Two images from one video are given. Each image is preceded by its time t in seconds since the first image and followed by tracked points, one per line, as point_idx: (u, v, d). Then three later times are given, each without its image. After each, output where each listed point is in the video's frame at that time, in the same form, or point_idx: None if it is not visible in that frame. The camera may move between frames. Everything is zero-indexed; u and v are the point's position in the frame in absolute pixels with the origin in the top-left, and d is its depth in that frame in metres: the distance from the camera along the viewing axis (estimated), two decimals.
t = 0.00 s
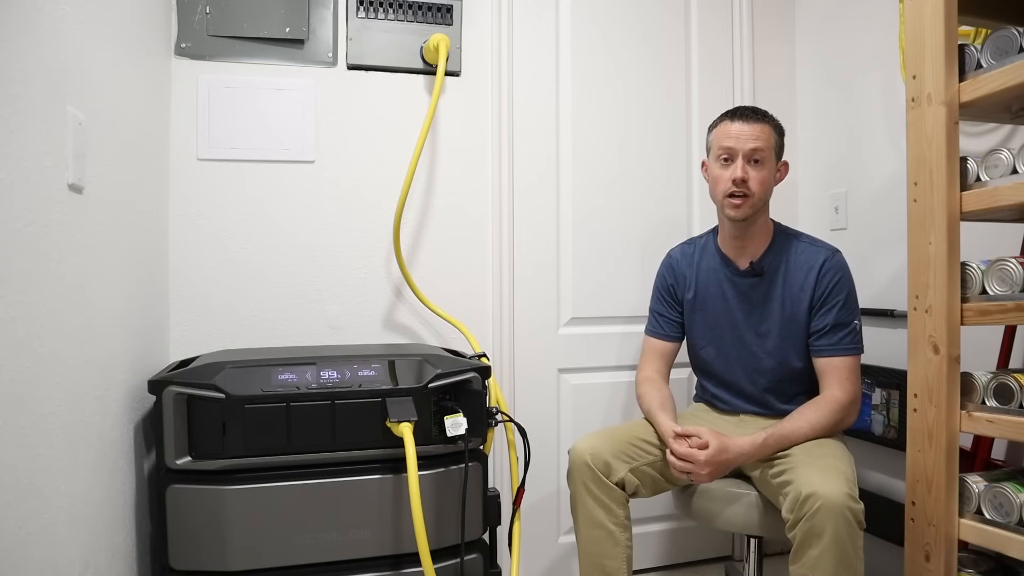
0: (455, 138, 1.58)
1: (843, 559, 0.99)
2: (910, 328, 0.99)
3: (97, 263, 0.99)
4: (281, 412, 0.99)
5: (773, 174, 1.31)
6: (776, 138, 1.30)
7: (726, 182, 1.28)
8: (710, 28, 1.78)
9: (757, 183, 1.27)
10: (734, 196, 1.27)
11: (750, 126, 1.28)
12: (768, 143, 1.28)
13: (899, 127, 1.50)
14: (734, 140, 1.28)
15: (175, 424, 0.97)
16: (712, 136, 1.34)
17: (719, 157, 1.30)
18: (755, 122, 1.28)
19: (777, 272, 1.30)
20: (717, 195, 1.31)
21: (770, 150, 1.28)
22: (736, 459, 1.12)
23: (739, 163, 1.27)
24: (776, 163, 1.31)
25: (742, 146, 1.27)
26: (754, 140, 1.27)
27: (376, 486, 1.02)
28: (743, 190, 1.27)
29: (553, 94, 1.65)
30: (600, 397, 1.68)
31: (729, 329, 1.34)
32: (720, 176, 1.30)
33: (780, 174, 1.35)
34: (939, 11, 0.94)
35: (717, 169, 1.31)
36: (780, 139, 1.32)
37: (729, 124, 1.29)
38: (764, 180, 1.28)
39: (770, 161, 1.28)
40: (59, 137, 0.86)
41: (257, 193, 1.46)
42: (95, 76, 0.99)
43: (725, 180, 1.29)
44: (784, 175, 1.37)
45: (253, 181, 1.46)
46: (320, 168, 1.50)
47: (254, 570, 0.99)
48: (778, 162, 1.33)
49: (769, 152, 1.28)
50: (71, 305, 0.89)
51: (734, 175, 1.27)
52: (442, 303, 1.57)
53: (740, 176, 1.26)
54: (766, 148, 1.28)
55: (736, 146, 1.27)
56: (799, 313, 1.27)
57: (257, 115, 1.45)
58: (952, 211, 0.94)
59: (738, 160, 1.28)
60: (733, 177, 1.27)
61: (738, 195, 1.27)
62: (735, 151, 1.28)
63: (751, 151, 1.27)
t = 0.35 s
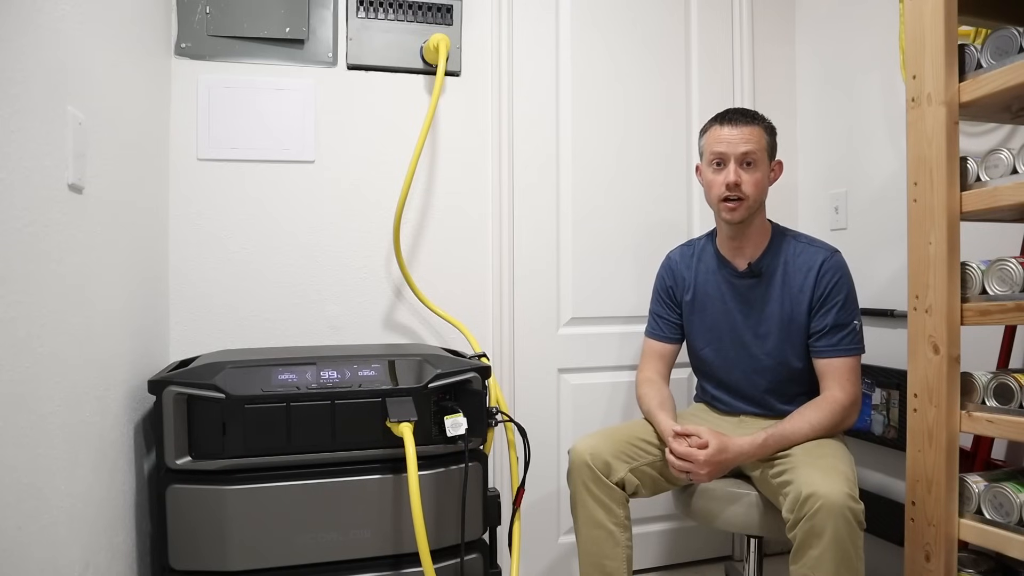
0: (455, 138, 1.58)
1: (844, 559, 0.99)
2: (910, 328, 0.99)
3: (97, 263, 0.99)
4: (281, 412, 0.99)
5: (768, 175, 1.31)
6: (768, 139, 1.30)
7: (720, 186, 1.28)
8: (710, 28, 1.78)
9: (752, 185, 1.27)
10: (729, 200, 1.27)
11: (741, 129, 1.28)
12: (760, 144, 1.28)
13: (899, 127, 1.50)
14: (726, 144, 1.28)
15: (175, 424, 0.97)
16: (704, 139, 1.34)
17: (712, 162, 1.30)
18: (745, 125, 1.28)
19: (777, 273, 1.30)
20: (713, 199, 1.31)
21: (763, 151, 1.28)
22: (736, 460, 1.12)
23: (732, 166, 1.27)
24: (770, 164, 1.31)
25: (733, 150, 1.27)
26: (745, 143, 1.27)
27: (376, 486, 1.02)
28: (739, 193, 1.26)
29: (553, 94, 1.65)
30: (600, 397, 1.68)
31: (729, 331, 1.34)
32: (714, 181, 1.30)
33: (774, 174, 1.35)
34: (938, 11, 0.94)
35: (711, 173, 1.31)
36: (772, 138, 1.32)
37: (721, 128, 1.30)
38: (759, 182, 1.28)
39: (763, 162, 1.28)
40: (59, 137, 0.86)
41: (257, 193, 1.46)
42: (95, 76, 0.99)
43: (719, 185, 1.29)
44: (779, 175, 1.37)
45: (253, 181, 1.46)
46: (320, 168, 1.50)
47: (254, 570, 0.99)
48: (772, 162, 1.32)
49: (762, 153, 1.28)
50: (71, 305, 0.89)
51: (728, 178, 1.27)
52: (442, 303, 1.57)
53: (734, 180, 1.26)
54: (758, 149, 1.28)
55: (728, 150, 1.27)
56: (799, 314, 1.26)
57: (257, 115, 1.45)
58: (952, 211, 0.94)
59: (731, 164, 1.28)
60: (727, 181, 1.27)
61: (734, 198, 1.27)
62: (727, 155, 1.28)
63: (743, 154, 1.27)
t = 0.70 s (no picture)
0: (455, 138, 1.58)
1: (843, 559, 0.99)
2: (910, 328, 0.99)
3: (97, 263, 0.99)
4: (281, 412, 0.99)
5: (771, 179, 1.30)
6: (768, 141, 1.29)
7: (729, 193, 1.27)
8: (710, 28, 1.78)
9: (759, 190, 1.26)
10: (738, 207, 1.26)
11: (747, 134, 1.27)
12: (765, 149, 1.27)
13: (899, 127, 1.50)
14: (733, 149, 1.26)
15: (175, 424, 0.97)
16: (706, 145, 1.33)
17: (718, 168, 1.29)
18: (750, 130, 1.27)
19: (778, 272, 1.30)
20: (720, 205, 1.30)
21: (767, 156, 1.28)
22: (735, 460, 1.12)
23: (740, 173, 1.26)
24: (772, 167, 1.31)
25: (740, 156, 1.26)
26: (752, 149, 1.26)
27: (376, 486, 1.02)
28: (748, 200, 1.26)
29: (553, 94, 1.65)
30: (600, 397, 1.68)
31: (730, 330, 1.34)
32: (722, 187, 1.28)
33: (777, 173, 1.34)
34: (938, 11, 0.94)
35: (717, 179, 1.30)
36: (773, 137, 1.31)
37: (724, 134, 1.28)
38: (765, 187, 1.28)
39: (768, 166, 1.28)
40: (59, 137, 0.86)
41: (257, 193, 1.46)
42: (95, 76, 0.99)
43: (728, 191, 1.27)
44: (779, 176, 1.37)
45: (253, 181, 1.46)
46: (320, 168, 1.50)
47: (254, 570, 0.99)
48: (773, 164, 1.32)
49: (767, 158, 1.28)
50: (71, 305, 0.89)
51: (738, 185, 1.26)
52: (442, 303, 1.57)
53: (744, 186, 1.25)
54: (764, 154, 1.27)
55: (735, 156, 1.26)
56: (799, 313, 1.26)
57: (257, 115, 1.45)
58: (952, 211, 0.94)
59: (738, 170, 1.27)
60: (737, 188, 1.26)
61: (743, 205, 1.26)
62: (736, 161, 1.26)
63: (751, 160, 1.26)
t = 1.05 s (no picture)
0: (455, 138, 1.58)
1: (843, 559, 0.99)
2: (910, 328, 0.99)
3: (97, 263, 0.99)
4: (281, 412, 0.99)
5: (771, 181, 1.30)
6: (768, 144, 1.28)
7: (730, 196, 1.27)
8: (710, 28, 1.78)
9: (759, 194, 1.26)
10: (738, 209, 1.26)
11: (748, 136, 1.26)
12: (766, 153, 1.27)
13: (899, 127, 1.50)
14: (734, 152, 1.26)
15: (175, 424, 0.97)
16: (707, 146, 1.33)
17: (719, 170, 1.29)
18: (751, 133, 1.27)
19: (779, 273, 1.30)
20: (721, 207, 1.30)
21: (767, 159, 1.28)
22: (735, 460, 1.12)
23: (740, 176, 1.26)
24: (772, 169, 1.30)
25: (741, 159, 1.26)
26: (753, 151, 1.25)
27: (376, 486, 1.02)
28: (748, 203, 1.25)
29: (553, 94, 1.65)
30: (599, 397, 1.68)
31: (730, 331, 1.34)
32: (723, 189, 1.28)
33: (777, 175, 1.34)
34: (938, 11, 0.94)
35: (717, 181, 1.30)
36: (774, 138, 1.30)
37: (724, 136, 1.28)
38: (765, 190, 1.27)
39: (768, 169, 1.28)
40: (59, 137, 0.86)
41: (257, 193, 1.46)
42: (95, 76, 0.99)
43: (728, 194, 1.27)
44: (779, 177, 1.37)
45: (253, 181, 1.46)
46: (320, 168, 1.50)
47: (254, 570, 0.99)
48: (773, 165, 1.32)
49: (767, 161, 1.27)
50: (71, 305, 0.89)
51: (738, 188, 1.26)
52: (442, 303, 1.57)
53: (744, 189, 1.25)
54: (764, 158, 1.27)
55: (736, 159, 1.26)
56: (800, 314, 1.26)
57: (257, 115, 1.45)
58: (952, 211, 0.94)
59: (738, 173, 1.27)
60: (737, 190, 1.26)
61: (742, 207, 1.26)
62: (737, 164, 1.26)
63: (752, 162, 1.25)
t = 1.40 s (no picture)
0: (455, 138, 1.58)
1: (843, 558, 0.99)
2: (910, 328, 0.99)
3: (97, 263, 0.99)
4: (281, 412, 0.99)
5: (762, 177, 1.29)
6: (763, 141, 1.28)
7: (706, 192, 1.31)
8: (710, 27, 1.78)
9: (735, 191, 1.27)
10: (713, 205, 1.30)
11: (731, 134, 1.28)
12: (747, 148, 1.27)
13: (899, 127, 1.50)
14: (710, 149, 1.30)
15: (175, 424, 0.97)
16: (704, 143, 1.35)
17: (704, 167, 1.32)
18: (735, 130, 1.28)
19: (783, 272, 1.30)
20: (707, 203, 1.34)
21: (751, 155, 1.27)
22: (736, 455, 1.12)
23: (715, 173, 1.29)
24: (765, 165, 1.29)
25: (718, 157, 1.28)
26: (731, 149, 1.27)
27: (376, 486, 1.02)
28: (721, 199, 1.28)
29: (553, 94, 1.65)
30: (599, 398, 1.67)
31: (733, 328, 1.34)
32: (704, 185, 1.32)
33: (777, 170, 1.32)
34: (938, 11, 0.94)
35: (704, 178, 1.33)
36: (772, 134, 1.30)
37: (712, 135, 1.31)
38: (746, 187, 1.27)
39: (752, 165, 1.27)
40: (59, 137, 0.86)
41: (257, 193, 1.46)
42: (95, 76, 0.99)
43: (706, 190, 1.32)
44: (784, 173, 1.33)
45: (253, 181, 1.46)
46: (321, 168, 1.50)
47: (254, 570, 0.99)
48: (770, 162, 1.30)
49: (750, 157, 1.27)
50: (71, 305, 0.89)
51: (711, 185, 1.29)
52: (442, 303, 1.57)
53: (714, 186, 1.28)
54: (744, 154, 1.27)
55: (713, 157, 1.29)
56: (802, 313, 1.26)
57: (257, 115, 1.45)
58: (952, 211, 0.94)
59: (715, 171, 1.29)
60: (709, 187, 1.30)
61: (716, 204, 1.30)
62: (712, 162, 1.29)
63: (727, 159, 1.27)
